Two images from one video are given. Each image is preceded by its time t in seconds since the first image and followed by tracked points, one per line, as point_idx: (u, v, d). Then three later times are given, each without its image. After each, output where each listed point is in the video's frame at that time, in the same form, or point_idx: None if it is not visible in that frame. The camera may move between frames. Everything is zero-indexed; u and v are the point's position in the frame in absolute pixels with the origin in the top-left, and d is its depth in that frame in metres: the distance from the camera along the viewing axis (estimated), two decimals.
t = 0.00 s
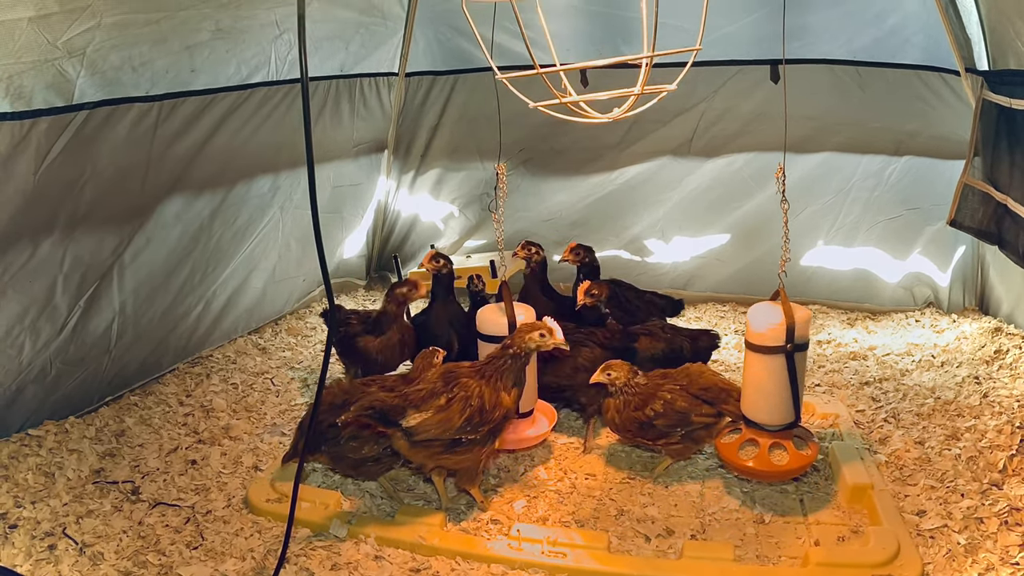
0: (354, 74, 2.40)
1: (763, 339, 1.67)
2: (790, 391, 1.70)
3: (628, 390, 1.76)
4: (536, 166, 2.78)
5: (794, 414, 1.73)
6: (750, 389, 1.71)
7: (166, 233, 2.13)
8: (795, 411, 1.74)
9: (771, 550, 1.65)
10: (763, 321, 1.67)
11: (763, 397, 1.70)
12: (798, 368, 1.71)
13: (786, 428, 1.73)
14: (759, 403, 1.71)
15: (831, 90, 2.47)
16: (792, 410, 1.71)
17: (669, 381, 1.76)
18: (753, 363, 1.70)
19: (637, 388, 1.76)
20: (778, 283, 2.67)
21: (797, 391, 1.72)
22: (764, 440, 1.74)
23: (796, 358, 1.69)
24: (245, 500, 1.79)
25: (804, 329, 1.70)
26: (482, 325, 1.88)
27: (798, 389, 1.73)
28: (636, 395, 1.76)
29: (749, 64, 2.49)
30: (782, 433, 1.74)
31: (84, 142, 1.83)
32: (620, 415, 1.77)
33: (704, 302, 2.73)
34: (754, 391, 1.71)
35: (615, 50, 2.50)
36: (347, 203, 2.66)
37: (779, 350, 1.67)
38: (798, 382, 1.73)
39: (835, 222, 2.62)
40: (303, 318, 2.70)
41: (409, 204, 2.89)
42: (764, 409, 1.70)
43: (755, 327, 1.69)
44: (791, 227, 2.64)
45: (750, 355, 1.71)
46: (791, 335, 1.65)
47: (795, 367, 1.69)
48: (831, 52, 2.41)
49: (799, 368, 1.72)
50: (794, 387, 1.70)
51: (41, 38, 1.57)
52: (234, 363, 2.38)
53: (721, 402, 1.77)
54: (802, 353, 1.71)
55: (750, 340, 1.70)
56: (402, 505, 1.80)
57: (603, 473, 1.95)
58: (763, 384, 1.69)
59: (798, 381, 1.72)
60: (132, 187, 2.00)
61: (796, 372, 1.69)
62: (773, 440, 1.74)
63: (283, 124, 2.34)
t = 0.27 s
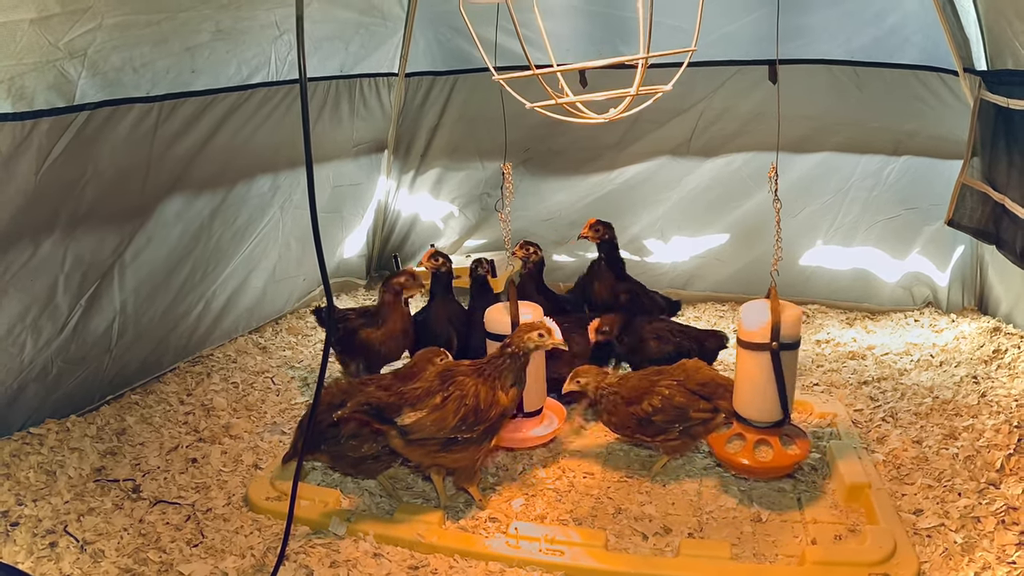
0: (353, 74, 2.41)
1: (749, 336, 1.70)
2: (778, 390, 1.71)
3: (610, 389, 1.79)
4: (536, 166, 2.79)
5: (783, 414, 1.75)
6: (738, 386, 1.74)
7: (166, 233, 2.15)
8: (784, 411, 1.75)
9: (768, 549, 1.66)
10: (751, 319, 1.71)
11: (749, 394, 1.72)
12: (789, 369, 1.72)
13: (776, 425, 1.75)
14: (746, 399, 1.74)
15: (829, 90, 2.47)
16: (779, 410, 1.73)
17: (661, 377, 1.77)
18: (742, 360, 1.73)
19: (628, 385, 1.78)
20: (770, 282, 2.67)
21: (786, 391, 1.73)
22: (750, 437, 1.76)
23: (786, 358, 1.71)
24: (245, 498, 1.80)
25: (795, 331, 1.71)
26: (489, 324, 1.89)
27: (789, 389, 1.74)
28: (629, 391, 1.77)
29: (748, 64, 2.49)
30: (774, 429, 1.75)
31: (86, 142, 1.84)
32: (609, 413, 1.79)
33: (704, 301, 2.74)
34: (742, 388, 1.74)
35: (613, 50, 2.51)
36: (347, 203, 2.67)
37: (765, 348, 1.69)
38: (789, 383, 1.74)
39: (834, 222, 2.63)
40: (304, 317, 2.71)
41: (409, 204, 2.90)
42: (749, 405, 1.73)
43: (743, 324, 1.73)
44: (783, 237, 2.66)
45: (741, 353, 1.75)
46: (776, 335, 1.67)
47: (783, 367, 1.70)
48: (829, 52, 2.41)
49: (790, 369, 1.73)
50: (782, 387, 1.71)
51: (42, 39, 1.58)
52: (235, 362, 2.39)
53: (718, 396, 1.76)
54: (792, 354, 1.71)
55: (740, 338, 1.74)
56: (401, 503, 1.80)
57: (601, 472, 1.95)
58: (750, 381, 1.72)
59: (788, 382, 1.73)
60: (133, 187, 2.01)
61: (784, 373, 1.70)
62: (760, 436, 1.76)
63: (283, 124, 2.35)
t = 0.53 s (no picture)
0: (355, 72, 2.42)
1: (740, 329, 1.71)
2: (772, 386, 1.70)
3: (619, 374, 1.78)
4: (537, 163, 2.79)
5: (779, 410, 1.73)
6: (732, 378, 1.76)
7: (168, 230, 2.15)
8: (781, 407, 1.73)
9: (771, 545, 1.65)
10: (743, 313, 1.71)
11: (739, 386, 1.73)
12: (785, 366, 1.70)
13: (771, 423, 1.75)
14: (737, 392, 1.74)
15: (830, 88, 2.47)
16: (773, 406, 1.72)
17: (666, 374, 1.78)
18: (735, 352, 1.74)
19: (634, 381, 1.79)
20: (767, 276, 2.69)
21: (782, 388, 1.72)
22: (740, 430, 1.78)
23: (781, 355, 1.68)
24: (247, 495, 1.80)
25: (792, 327, 1.68)
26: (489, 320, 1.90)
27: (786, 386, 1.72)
28: (637, 385, 1.77)
29: (750, 62, 2.49)
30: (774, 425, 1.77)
31: (88, 139, 1.85)
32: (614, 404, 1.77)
33: (705, 299, 2.75)
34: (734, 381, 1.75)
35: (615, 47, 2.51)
36: (348, 201, 2.67)
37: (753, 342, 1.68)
38: (786, 380, 1.72)
39: (836, 219, 2.63)
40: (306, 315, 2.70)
41: (411, 202, 2.90)
42: (743, 400, 1.73)
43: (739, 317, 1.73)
44: (780, 235, 2.67)
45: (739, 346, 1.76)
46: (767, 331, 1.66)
47: (776, 364, 1.68)
48: (830, 50, 2.41)
49: (788, 367, 1.71)
50: (776, 383, 1.70)
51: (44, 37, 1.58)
52: (236, 360, 2.39)
53: (715, 392, 1.78)
54: (788, 351, 1.69)
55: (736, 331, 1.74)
56: (403, 500, 1.80)
57: (603, 469, 1.95)
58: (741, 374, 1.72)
59: (785, 379, 1.71)
60: (135, 184, 2.02)
61: (778, 369, 1.68)
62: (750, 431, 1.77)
63: (284, 121, 2.36)
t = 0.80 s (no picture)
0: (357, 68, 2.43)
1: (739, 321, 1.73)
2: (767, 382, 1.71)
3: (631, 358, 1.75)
4: (539, 160, 2.79)
5: (776, 406, 1.74)
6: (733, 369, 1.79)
7: (170, 226, 2.14)
8: (778, 404, 1.74)
9: (777, 540, 1.65)
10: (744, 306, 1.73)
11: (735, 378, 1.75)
12: (783, 363, 1.69)
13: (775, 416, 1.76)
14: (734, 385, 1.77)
15: (832, 83, 2.48)
16: (766, 401, 1.72)
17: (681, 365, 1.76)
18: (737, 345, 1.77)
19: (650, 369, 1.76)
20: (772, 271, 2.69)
21: (779, 385, 1.71)
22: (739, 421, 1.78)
23: (775, 350, 1.68)
24: (250, 491, 1.79)
25: (789, 326, 1.67)
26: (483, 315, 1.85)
27: (785, 384, 1.72)
28: (647, 369, 1.75)
29: (752, 57, 2.50)
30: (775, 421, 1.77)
31: (90, 133, 1.85)
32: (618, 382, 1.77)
33: (708, 295, 2.76)
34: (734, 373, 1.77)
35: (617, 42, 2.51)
36: (351, 198, 2.66)
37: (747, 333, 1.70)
38: (783, 378, 1.71)
39: (839, 215, 2.63)
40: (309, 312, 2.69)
41: (414, 198, 2.88)
42: (737, 392, 1.75)
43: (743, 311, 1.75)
44: (782, 229, 2.65)
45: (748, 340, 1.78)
46: (759, 326, 1.67)
47: (770, 360, 1.68)
48: (833, 45, 2.41)
49: (786, 365, 1.70)
50: (770, 380, 1.70)
51: (47, 32, 1.57)
52: (239, 357, 2.39)
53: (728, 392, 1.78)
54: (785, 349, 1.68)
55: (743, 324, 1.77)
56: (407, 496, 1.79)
57: (607, 464, 1.95)
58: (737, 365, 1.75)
59: (782, 377, 1.71)
60: (138, 180, 2.03)
61: (772, 365, 1.69)
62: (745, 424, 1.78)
63: (286, 117, 2.37)
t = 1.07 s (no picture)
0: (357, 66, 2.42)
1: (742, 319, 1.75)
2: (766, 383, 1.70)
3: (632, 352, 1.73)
4: (540, 159, 2.78)
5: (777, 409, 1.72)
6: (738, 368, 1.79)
7: (170, 225, 2.14)
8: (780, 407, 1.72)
9: (779, 539, 1.64)
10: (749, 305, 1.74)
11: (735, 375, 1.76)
12: (779, 364, 1.68)
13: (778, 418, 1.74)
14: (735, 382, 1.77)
15: (834, 81, 2.47)
16: (760, 400, 1.71)
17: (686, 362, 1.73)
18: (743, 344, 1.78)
19: (654, 364, 1.71)
20: (774, 270, 2.69)
21: (780, 387, 1.70)
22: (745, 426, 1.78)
23: (770, 347, 1.68)
24: (250, 491, 1.79)
25: (789, 326, 1.66)
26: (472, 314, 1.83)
27: (786, 386, 1.71)
28: (648, 362, 1.71)
29: (753, 55, 2.49)
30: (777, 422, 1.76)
31: (89, 132, 1.84)
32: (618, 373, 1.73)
33: (709, 294, 2.76)
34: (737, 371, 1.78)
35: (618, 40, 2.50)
36: (351, 197, 2.66)
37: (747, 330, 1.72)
38: (785, 380, 1.70)
39: (841, 213, 2.62)
40: (308, 312, 2.69)
41: (414, 198, 2.88)
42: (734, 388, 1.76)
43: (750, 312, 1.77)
44: (785, 228, 2.65)
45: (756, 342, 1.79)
46: (756, 324, 1.68)
47: (769, 359, 1.68)
48: (834, 42, 2.40)
49: (787, 366, 1.69)
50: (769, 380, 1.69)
51: (45, 30, 1.56)
52: (239, 357, 2.38)
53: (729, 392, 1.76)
54: (786, 350, 1.67)
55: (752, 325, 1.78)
56: (408, 496, 1.78)
57: (608, 463, 1.94)
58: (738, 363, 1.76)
59: (783, 378, 1.70)
60: (137, 180, 2.02)
61: (770, 365, 1.68)
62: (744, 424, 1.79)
63: (286, 116, 2.36)
